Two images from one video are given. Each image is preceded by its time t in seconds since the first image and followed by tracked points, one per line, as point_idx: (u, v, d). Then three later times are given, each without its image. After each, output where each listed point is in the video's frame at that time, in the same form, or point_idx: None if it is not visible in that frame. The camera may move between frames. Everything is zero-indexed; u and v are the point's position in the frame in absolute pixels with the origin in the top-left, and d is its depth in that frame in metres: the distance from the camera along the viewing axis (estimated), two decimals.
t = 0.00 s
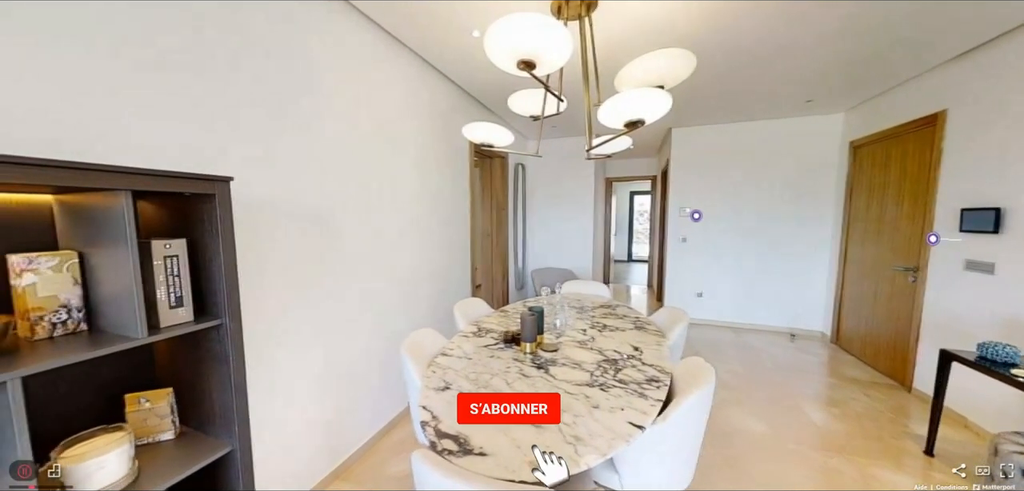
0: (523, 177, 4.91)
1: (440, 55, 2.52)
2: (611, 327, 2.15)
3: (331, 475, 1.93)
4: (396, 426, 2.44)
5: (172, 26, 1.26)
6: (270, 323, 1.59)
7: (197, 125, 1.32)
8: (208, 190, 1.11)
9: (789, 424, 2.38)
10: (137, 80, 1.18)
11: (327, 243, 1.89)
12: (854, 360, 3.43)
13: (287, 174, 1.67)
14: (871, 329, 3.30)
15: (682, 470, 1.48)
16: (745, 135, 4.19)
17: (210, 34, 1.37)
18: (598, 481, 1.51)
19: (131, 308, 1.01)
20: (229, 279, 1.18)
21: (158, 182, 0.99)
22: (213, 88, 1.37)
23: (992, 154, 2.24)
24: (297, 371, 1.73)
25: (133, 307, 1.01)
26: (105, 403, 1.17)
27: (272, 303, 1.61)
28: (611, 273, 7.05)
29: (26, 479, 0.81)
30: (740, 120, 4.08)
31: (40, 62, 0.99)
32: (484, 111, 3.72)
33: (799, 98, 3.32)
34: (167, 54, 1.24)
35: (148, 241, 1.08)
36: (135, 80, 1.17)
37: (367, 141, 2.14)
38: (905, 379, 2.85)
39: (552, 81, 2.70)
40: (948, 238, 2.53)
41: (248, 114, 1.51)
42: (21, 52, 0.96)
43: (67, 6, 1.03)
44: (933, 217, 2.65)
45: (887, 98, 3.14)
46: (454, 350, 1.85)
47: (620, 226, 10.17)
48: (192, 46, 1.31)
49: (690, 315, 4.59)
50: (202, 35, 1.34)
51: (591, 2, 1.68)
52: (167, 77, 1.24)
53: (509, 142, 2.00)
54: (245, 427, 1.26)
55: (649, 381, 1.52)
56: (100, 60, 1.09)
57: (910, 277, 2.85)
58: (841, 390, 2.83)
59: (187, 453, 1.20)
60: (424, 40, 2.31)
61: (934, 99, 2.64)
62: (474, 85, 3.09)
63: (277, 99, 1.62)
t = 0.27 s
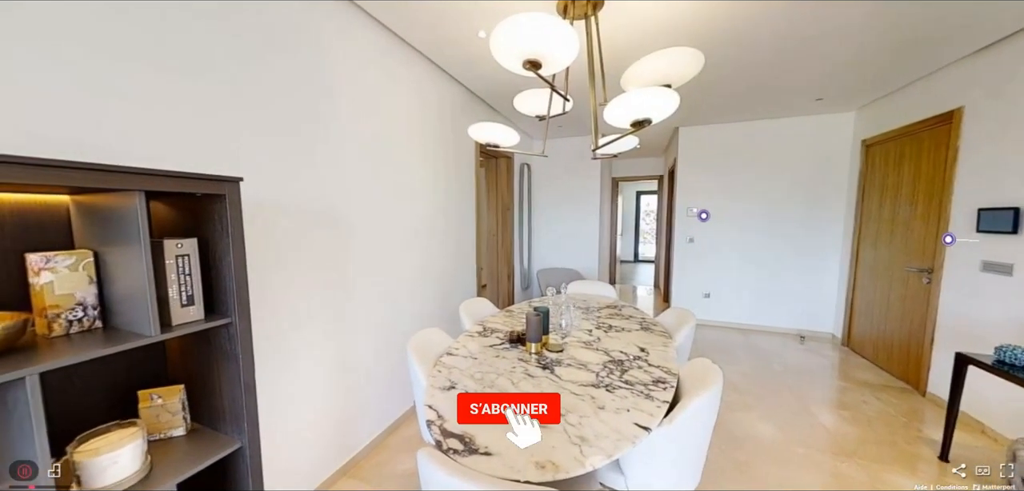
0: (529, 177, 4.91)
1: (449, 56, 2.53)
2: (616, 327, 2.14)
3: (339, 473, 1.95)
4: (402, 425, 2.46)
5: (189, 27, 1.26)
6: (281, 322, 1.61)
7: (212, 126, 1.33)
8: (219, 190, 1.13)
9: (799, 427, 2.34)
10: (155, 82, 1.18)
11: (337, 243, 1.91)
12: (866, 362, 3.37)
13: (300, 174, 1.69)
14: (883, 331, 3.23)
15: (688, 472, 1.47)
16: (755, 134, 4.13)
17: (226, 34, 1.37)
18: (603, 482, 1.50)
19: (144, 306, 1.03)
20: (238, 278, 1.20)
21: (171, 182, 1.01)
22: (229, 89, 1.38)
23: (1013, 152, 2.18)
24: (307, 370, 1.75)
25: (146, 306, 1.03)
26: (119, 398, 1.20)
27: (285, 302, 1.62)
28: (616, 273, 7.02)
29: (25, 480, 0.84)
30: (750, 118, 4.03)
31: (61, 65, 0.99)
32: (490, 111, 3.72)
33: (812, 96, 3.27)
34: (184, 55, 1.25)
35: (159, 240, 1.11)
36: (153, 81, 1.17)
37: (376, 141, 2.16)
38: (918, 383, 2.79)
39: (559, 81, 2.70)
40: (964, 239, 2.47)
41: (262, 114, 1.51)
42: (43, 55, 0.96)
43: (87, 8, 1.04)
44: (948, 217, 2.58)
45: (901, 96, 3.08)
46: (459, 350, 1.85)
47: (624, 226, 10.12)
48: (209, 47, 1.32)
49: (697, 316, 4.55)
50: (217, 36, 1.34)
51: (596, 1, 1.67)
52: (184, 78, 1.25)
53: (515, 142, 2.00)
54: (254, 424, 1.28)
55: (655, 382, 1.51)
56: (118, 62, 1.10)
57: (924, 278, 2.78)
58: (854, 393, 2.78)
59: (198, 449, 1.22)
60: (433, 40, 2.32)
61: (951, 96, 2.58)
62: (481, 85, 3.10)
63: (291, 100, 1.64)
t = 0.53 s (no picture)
0: (534, 177, 4.91)
1: (452, 56, 2.54)
2: (622, 328, 2.12)
3: (345, 471, 1.96)
4: (407, 424, 2.47)
5: (188, 27, 1.27)
6: (284, 321, 1.63)
7: (211, 126, 1.34)
8: (228, 190, 1.15)
9: (807, 430, 2.31)
10: (154, 82, 1.20)
11: (341, 243, 1.93)
12: (877, 365, 3.31)
13: (302, 174, 1.70)
14: (896, 333, 3.16)
15: (696, 475, 1.46)
16: (762, 133, 4.08)
17: (225, 35, 1.38)
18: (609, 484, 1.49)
19: (155, 304, 1.05)
20: (247, 278, 1.22)
21: (182, 183, 1.03)
22: (229, 89, 1.40)
23: None
24: (312, 368, 1.77)
25: (158, 304, 1.05)
26: (131, 395, 1.22)
27: (287, 301, 1.64)
28: (622, 274, 6.98)
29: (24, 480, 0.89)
30: (757, 117, 3.99)
31: (60, 65, 1.01)
32: (495, 111, 3.73)
33: (821, 94, 3.22)
34: (183, 55, 1.26)
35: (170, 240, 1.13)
36: (151, 81, 1.19)
37: (379, 141, 2.17)
38: (932, 386, 2.73)
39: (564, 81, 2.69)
40: (979, 239, 2.40)
41: (262, 114, 1.52)
42: (41, 55, 0.97)
43: (86, 9, 1.05)
44: (963, 217, 2.52)
45: (913, 94, 3.02)
46: (464, 350, 1.85)
47: (631, 226, 10.06)
48: (208, 47, 1.33)
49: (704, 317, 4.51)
50: (217, 36, 1.36)
51: (602, 0, 1.66)
52: (183, 78, 1.26)
53: (520, 142, 2.00)
54: (263, 422, 1.30)
55: (662, 383, 1.50)
56: (117, 62, 1.11)
57: (939, 280, 2.72)
58: (863, 396, 2.74)
59: (208, 446, 1.24)
60: (436, 41, 2.33)
61: (965, 93, 2.52)
62: (485, 85, 3.11)
63: (292, 99, 1.65)
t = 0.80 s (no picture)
0: (540, 176, 4.90)
1: (458, 56, 2.55)
2: (628, 329, 2.11)
3: (351, 469, 1.98)
4: (413, 423, 2.49)
5: (188, 27, 1.26)
6: (291, 320, 1.64)
7: (216, 127, 1.35)
8: (238, 190, 1.16)
9: (818, 434, 2.26)
10: (155, 82, 1.19)
11: (348, 242, 1.94)
12: (890, 368, 3.24)
13: (308, 175, 1.71)
14: (910, 336, 3.10)
15: (703, 477, 1.44)
16: (772, 132, 4.03)
17: (226, 34, 1.38)
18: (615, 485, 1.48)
19: (167, 302, 1.07)
20: (256, 277, 1.24)
21: (193, 183, 1.05)
22: (231, 90, 1.39)
23: None
24: (318, 367, 1.79)
25: (169, 302, 1.07)
26: (142, 392, 1.24)
27: (294, 300, 1.66)
28: (629, 274, 6.94)
29: (25, 479, 0.94)
30: (766, 116, 3.93)
31: (61, 66, 1.00)
32: (501, 111, 3.74)
33: (832, 92, 3.17)
34: (184, 55, 1.25)
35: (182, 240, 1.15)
36: (155, 81, 1.19)
37: (385, 142, 2.18)
38: (948, 390, 2.67)
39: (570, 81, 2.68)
40: (996, 240, 2.33)
41: (264, 114, 1.52)
42: (41, 55, 0.97)
43: (90, 10, 1.05)
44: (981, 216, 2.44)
45: (928, 91, 2.96)
46: (470, 350, 1.85)
47: (638, 226, 10.00)
48: (216, 48, 1.34)
49: (712, 318, 4.46)
50: (224, 37, 1.37)
51: None
52: (191, 78, 1.27)
53: (526, 142, 2.00)
54: (271, 419, 1.31)
55: (668, 385, 1.49)
56: (118, 62, 1.10)
57: (954, 281, 2.66)
58: (876, 400, 2.68)
59: (218, 442, 1.26)
60: (442, 41, 2.33)
61: (983, 90, 2.44)
62: (491, 85, 3.11)
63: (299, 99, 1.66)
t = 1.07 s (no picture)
0: (545, 176, 4.89)
1: (463, 56, 2.55)
2: (634, 329, 2.10)
3: (356, 467, 2.00)
4: (418, 422, 2.50)
5: (187, 27, 1.26)
6: (298, 319, 1.66)
7: (221, 127, 1.36)
8: (247, 191, 1.18)
9: (828, 438, 2.22)
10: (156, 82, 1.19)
11: (353, 242, 1.96)
12: (903, 371, 3.18)
13: (314, 175, 1.73)
14: (923, 338, 3.04)
15: (710, 480, 1.42)
16: (781, 131, 3.97)
17: (227, 35, 1.37)
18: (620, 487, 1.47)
19: (179, 301, 1.09)
20: (265, 276, 1.25)
21: (203, 184, 1.07)
22: (232, 90, 1.39)
23: None
24: (324, 365, 1.80)
25: (180, 301, 1.09)
26: (155, 388, 1.27)
27: (301, 300, 1.67)
28: (635, 274, 6.90)
29: (25, 479, 0.97)
30: (775, 114, 3.88)
31: (61, 66, 1.00)
32: (507, 111, 3.74)
33: (843, 90, 3.11)
34: (183, 55, 1.25)
35: (193, 240, 1.17)
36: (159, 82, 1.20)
37: (390, 142, 2.19)
38: (963, 394, 2.61)
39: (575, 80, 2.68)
40: (1015, 241, 2.28)
41: (266, 115, 1.52)
42: (41, 56, 0.97)
43: (95, 11, 1.06)
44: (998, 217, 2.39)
45: (942, 88, 2.89)
46: (475, 349, 1.86)
47: (644, 225, 9.94)
48: (221, 49, 1.35)
49: (719, 319, 4.41)
50: (230, 38, 1.38)
51: None
52: (198, 79, 1.29)
53: (532, 141, 1.99)
54: (279, 417, 1.33)
55: (675, 386, 1.47)
56: (118, 62, 1.10)
57: (969, 283, 2.60)
58: (887, 403, 2.63)
59: (228, 439, 1.28)
60: (447, 40, 2.34)
61: (1000, 87, 2.37)
62: (496, 85, 3.11)
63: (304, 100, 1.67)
